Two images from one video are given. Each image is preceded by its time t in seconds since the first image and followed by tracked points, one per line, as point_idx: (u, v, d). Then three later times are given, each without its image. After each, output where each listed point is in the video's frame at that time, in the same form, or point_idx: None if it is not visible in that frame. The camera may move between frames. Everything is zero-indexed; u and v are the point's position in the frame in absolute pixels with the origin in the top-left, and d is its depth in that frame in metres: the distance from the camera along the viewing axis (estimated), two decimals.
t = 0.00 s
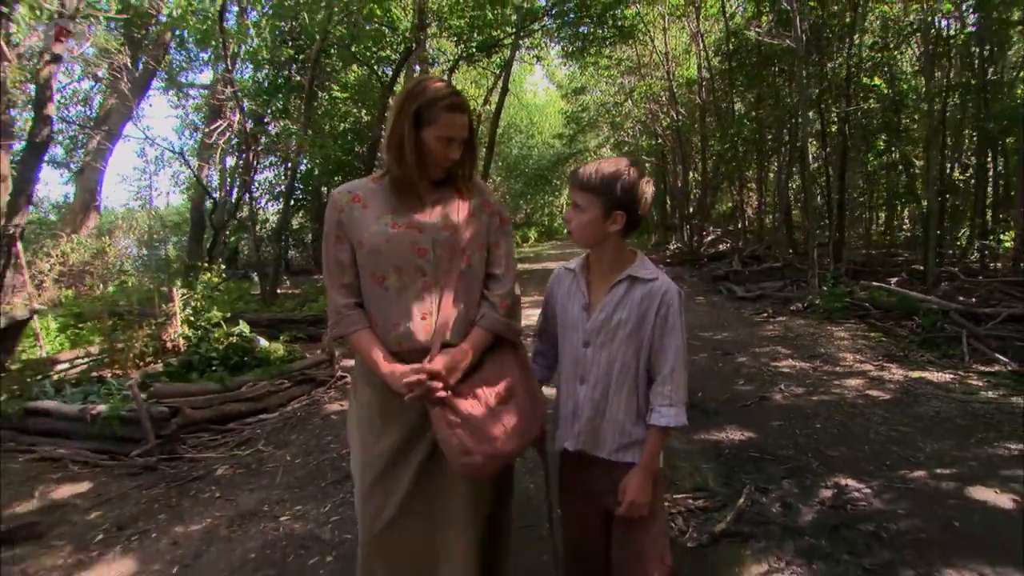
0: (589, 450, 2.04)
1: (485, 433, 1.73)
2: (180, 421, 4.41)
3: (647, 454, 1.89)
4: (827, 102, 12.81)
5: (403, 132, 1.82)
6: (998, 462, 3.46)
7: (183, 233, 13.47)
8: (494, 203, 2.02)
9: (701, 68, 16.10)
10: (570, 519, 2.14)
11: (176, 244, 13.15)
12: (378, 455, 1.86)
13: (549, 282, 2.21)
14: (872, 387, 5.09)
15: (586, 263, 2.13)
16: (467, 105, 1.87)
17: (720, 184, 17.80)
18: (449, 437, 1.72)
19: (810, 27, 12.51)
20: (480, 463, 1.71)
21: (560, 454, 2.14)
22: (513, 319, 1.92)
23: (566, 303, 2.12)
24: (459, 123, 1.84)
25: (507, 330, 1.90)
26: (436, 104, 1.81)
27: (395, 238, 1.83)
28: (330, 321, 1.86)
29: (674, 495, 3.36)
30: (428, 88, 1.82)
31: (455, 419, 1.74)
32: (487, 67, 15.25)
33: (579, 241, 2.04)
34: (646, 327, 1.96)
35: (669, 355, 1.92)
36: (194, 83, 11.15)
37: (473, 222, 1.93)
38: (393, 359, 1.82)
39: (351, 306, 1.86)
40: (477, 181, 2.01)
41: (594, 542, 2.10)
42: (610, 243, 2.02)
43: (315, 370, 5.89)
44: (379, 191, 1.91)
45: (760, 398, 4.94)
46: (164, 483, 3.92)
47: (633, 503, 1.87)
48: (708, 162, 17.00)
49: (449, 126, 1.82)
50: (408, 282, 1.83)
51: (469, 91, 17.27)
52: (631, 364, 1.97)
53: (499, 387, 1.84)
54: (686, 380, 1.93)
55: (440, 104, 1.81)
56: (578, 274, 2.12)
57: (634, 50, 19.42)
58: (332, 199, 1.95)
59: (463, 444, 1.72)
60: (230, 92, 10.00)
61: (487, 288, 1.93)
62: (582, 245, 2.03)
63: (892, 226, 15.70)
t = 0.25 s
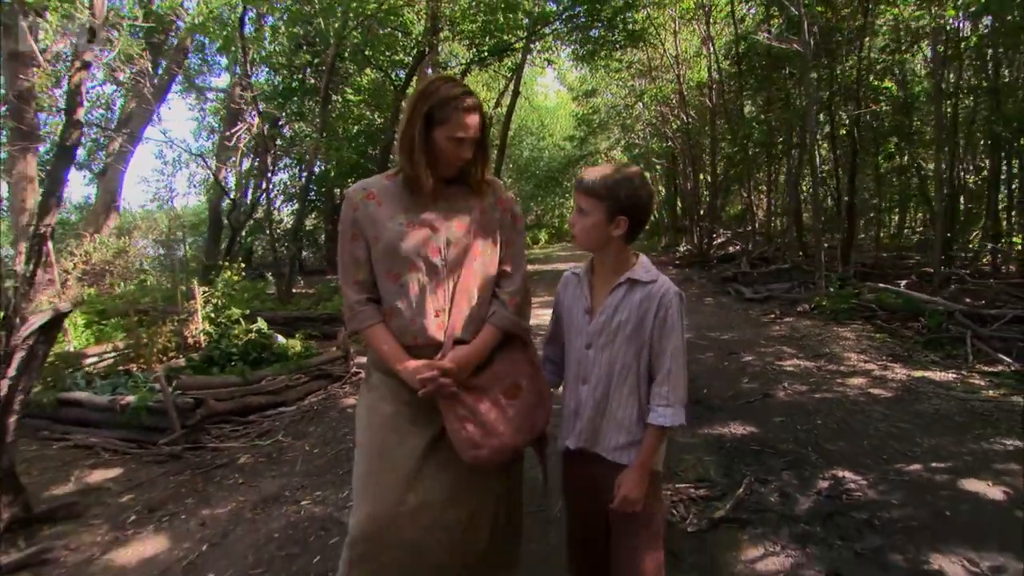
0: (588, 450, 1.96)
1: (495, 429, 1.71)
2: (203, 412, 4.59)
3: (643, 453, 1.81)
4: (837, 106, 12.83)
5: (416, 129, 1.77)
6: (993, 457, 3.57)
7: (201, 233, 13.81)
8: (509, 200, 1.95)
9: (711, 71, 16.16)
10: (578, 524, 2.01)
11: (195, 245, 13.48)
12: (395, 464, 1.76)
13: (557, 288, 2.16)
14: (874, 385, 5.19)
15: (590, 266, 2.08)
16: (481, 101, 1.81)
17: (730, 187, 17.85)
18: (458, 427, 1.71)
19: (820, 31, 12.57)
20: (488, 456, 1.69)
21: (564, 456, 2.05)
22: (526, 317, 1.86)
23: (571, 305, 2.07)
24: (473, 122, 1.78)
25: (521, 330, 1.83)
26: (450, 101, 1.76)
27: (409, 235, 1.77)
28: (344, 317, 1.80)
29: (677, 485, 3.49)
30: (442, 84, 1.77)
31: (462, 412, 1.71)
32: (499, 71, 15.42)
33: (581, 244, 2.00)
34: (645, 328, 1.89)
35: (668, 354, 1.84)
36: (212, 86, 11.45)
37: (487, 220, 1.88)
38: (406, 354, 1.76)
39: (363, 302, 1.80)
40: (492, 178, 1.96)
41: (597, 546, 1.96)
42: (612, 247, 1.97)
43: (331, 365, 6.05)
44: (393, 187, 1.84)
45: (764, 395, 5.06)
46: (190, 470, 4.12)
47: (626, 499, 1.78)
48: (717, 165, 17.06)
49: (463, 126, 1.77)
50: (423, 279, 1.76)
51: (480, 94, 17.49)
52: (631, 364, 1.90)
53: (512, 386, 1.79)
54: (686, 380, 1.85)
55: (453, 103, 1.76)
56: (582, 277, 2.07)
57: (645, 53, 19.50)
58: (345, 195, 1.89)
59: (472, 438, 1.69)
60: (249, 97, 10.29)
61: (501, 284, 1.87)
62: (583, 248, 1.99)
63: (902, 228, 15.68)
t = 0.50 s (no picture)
0: (605, 444, 1.99)
1: (502, 423, 1.78)
2: (225, 402, 4.79)
3: (658, 446, 1.83)
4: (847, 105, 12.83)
5: (418, 129, 1.79)
6: (988, 448, 3.67)
7: (217, 232, 14.10)
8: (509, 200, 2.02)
9: (721, 71, 16.23)
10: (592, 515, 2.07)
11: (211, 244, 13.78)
12: (412, 462, 1.87)
13: (565, 284, 2.16)
14: (876, 381, 5.30)
15: (602, 261, 2.10)
16: (482, 100, 1.83)
17: (740, 186, 17.90)
18: (466, 422, 1.77)
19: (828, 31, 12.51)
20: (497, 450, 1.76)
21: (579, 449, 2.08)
22: (529, 315, 1.92)
23: (582, 301, 2.08)
24: (476, 122, 1.80)
25: (525, 327, 1.91)
26: (451, 100, 1.77)
27: (415, 235, 1.81)
28: (351, 316, 1.84)
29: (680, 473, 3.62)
30: (443, 84, 1.78)
31: (472, 408, 1.78)
32: (509, 72, 15.56)
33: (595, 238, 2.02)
34: (661, 321, 1.91)
35: (685, 348, 1.86)
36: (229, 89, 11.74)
37: (490, 219, 1.94)
38: (414, 352, 1.82)
39: (370, 302, 1.84)
40: (491, 177, 2.00)
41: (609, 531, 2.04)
42: (626, 240, 1.99)
43: (345, 359, 6.19)
44: (394, 188, 1.87)
45: (767, 390, 5.18)
46: (212, 457, 4.31)
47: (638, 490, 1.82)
48: (726, 165, 17.12)
49: (466, 126, 1.79)
50: (430, 279, 1.82)
51: (491, 95, 17.67)
52: (646, 358, 1.93)
53: (518, 382, 1.85)
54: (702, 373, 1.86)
55: (456, 102, 1.77)
56: (593, 272, 2.08)
57: (654, 54, 19.56)
58: (347, 195, 1.91)
59: (481, 432, 1.76)
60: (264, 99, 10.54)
61: (504, 282, 1.93)
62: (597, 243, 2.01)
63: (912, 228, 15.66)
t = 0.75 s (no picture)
0: (621, 437, 2.05)
1: (491, 416, 1.79)
2: (243, 393, 4.97)
3: (681, 437, 1.91)
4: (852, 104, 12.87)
5: (402, 119, 1.78)
6: (981, 438, 3.78)
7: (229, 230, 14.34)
8: (496, 191, 1.99)
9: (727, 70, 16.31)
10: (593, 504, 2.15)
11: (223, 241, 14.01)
12: (401, 457, 1.85)
13: (578, 277, 2.22)
14: (876, 375, 5.41)
15: (615, 253, 2.16)
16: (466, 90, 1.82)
17: (745, 185, 17.97)
18: (455, 417, 1.77)
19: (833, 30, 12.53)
20: (487, 444, 1.77)
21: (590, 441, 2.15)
22: (516, 307, 1.92)
23: (596, 294, 2.14)
24: (461, 111, 1.80)
25: (512, 320, 1.90)
26: (436, 89, 1.76)
27: (402, 226, 1.79)
28: (335, 311, 1.80)
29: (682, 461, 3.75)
30: (427, 73, 1.77)
31: (460, 402, 1.78)
32: (516, 72, 15.70)
33: (611, 232, 2.07)
34: (679, 316, 1.97)
35: (703, 342, 1.93)
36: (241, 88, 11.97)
37: (477, 212, 1.92)
38: (401, 345, 1.79)
39: (355, 295, 1.80)
40: (477, 168, 1.98)
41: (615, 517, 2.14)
42: (641, 235, 2.07)
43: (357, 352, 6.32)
44: (380, 180, 1.85)
45: (769, 384, 5.31)
46: (232, 445, 4.48)
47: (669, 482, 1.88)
48: (732, 164, 17.19)
49: (449, 116, 1.78)
50: (417, 270, 1.79)
51: (498, 95, 17.84)
52: (664, 351, 1.99)
53: (506, 375, 1.87)
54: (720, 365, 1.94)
55: (440, 92, 1.77)
56: (606, 265, 2.14)
57: (661, 53, 19.65)
58: (332, 187, 1.88)
59: (470, 426, 1.77)
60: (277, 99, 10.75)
61: (492, 275, 1.93)
62: (615, 237, 2.07)
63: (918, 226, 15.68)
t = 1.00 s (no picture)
0: (614, 429, 2.15)
1: (459, 409, 1.92)
2: (253, 384, 5.12)
3: (675, 428, 2.05)
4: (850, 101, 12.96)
5: (380, 115, 1.90)
6: (965, 425, 3.94)
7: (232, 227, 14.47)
8: (472, 189, 2.10)
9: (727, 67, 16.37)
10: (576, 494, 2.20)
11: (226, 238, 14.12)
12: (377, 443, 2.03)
13: (570, 270, 2.31)
14: (869, 367, 5.56)
15: (606, 249, 2.26)
16: (444, 86, 1.93)
17: (745, 181, 18.07)
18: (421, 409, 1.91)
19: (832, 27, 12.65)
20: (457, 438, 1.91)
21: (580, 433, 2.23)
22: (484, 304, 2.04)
23: (589, 289, 2.24)
24: (435, 107, 1.91)
25: (481, 317, 2.02)
26: (412, 85, 1.88)
27: (374, 222, 1.92)
28: (306, 303, 1.94)
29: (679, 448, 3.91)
30: (406, 68, 1.89)
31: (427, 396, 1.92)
32: (516, 69, 15.78)
33: (606, 228, 2.16)
34: (670, 313, 2.09)
35: (693, 338, 2.08)
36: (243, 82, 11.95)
37: (449, 209, 2.03)
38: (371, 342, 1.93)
39: (326, 289, 1.94)
40: (453, 163, 2.09)
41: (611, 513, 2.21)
42: (635, 232, 2.17)
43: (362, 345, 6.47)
44: (357, 175, 1.98)
45: (764, 375, 5.45)
46: (245, 434, 4.63)
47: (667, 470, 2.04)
48: (732, 160, 17.27)
49: (425, 109, 1.89)
50: (385, 265, 1.92)
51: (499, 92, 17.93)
52: (657, 346, 2.11)
53: (474, 369, 1.99)
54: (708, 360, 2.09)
55: (415, 87, 1.88)
56: (599, 261, 2.24)
57: (660, 50, 19.71)
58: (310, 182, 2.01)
59: (438, 420, 1.90)
60: (280, 96, 10.79)
61: (462, 270, 2.04)
62: (609, 234, 2.17)
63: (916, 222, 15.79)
